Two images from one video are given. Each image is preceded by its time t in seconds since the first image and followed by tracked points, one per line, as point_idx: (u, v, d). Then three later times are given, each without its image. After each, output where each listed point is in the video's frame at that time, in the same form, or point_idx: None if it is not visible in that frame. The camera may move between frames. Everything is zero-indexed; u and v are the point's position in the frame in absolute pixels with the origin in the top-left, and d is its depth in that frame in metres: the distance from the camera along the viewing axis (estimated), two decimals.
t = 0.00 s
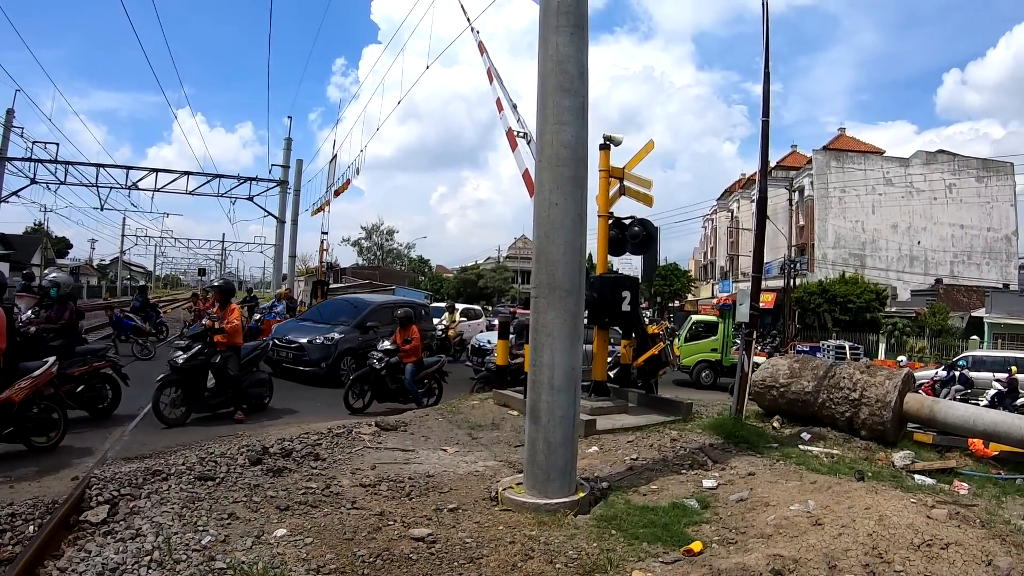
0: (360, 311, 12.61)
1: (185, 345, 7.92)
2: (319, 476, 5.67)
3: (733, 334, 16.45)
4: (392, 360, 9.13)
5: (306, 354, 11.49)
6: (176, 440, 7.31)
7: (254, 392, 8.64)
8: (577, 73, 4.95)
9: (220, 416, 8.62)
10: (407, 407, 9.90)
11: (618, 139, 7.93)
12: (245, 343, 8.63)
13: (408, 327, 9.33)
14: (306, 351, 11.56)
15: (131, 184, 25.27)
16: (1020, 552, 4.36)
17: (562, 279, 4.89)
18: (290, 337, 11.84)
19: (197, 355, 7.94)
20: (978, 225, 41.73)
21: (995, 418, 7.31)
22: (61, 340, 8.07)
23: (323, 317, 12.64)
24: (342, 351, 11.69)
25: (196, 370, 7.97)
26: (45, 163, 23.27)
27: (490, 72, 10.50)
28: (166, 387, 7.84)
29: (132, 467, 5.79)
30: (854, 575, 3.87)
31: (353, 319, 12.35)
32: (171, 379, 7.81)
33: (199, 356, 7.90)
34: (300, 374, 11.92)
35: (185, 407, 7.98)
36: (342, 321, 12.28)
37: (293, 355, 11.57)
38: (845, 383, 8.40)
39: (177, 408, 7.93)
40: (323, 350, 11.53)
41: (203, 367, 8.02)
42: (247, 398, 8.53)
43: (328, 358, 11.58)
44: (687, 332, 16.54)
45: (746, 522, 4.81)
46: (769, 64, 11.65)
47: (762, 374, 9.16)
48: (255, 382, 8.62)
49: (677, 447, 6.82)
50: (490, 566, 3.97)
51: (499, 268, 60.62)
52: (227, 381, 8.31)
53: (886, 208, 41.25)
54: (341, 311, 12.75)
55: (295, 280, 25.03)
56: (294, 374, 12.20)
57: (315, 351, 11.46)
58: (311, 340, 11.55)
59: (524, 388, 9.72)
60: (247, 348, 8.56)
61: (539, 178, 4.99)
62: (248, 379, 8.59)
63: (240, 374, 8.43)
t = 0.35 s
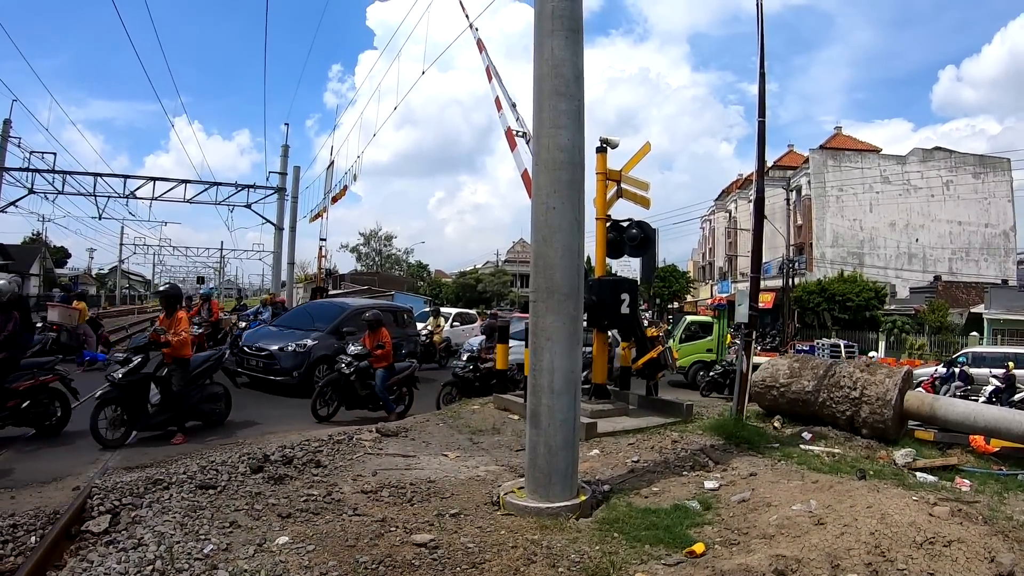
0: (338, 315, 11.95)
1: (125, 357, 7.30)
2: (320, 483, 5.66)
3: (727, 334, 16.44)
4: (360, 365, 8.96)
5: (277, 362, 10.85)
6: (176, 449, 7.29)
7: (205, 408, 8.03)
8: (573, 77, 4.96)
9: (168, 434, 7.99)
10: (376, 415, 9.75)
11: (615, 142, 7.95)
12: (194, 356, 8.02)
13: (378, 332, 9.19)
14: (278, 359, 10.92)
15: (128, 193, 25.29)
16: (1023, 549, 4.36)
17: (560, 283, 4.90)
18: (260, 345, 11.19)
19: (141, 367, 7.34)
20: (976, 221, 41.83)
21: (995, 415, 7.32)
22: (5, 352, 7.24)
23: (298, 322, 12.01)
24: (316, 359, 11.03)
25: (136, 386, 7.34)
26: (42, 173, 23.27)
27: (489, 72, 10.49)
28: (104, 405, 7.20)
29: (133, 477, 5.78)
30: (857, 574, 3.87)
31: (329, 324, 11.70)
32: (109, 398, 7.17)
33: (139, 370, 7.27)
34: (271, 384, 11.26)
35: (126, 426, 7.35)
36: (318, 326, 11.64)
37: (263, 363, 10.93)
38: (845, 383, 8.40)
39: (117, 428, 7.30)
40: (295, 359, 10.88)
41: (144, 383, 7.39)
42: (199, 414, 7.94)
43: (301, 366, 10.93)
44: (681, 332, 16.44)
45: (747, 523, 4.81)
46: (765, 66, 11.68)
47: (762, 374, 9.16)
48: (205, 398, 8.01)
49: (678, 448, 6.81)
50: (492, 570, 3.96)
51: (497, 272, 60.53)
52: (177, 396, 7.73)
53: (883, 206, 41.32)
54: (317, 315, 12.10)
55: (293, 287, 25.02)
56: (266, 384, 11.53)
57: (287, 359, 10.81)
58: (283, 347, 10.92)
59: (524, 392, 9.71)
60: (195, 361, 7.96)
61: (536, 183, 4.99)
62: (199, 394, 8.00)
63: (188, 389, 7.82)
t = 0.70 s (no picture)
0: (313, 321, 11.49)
1: (65, 369, 6.74)
2: (321, 490, 5.65)
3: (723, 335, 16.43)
4: (327, 371, 8.41)
5: (246, 370, 10.40)
6: (178, 457, 7.30)
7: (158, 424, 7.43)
8: (569, 80, 4.96)
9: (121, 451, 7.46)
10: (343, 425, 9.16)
11: (612, 145, 7.96)
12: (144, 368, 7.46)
13: (348, 335, 8.65)
14: (247, 368, 10.48)
15: (127, 202, 25.32)
16: None
17: (560, 286, 4.90)
18: (229, 353, 10.76)
19: (82, 381, 6.76)
20: (974, 219, 41.90)
21: (997, 412, 7.32)
22: None
23: (272, 329, 11.56)
24: (288, 367, 10.56)
25: (78, 400, 6.77)
26: (41, 181, 23.26)
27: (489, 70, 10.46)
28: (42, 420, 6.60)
29: (134, 485, 5.77)
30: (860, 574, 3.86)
31: (303, 331, 11.23)
32: (48, 414, 6.59)
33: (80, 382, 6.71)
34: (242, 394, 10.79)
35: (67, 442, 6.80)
36: (291, 333, 11.19)
37: (231, 372, 10.51)
38: (845, 383, 8.39)
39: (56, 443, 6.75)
40: (266, 367, 10.43)
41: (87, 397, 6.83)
42: (150, 430, 7.35)
43: (272, 375, 10.46)
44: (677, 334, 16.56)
45: (750, 524, 4.80)
46: (761, 67, 11.70)
47: (762, 375, 9.15)
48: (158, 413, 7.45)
49: (679, 451, 6.80)
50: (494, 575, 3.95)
51: (496, 276, 60.52)
52: (125, 410, 7.15)
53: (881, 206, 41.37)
54: (292, 322, 11.64)
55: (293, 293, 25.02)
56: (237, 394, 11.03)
57: (256, 367, 10.36)
58: (253, 355, 10.47)
59: (524, 396, 9.70)
60: (145, 373, 7.39)
61: (534, 187, 4.99)
62: (151, 408, 7.42)
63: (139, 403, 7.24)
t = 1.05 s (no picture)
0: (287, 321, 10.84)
1: (5, 377, 6.15)
2: (322, 492, 5.64)
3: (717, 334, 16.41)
4: (293, 373, 7.96)
5: (214, 375, 9.72)
6: (177, 460, 7.28)
7: (106, 437, 6.92)
8: (566, 81, 4.97)
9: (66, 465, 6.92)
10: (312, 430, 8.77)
11: (610, 145, 7.96)
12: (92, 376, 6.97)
13: (313, 334, 8.23)
14: (216, 372, 9.80)
15: (125, 206, 25.33)
16: None
17: (559, 287, 4.90)
18: (196, 358, 10.01)
19: (24, 390, 6.23)
20: (972, 215, 41.95)
21: (997, 408, 7.31)
22: None
23: (244, 331, 10.87)
24: (259, 371, 9.89)
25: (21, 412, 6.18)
26: (37, 186, 23.24)
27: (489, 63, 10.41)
28: None
29: (134, 489, 5.76)
30: (862, 571, 3.87)
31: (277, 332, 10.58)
32: None
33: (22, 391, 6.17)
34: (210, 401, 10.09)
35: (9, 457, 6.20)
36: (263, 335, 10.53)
37: (199, 377, 9.79)
38: (845, 380, 8.40)
39: None
40: (236, 371, 9.75)
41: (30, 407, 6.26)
42: (98, 443, 6.84)
43: (242, 380, 9.80)
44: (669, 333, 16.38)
45: (751, 522, 4.80)
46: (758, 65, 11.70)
47: (762, 374, 9.15)
48: (108, 425, 6.94)
49: (679, 450, 6.79)
50: None
51: (495, 278, 60.47)
52: (71, 422, 6.63)
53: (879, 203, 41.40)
54: (264, 324, 10.96)
55: (292, 296, 25.00)
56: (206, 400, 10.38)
57: (225, 372, 9.67)
58: (222, 358, 9.79)
59: (524, 397, 9.69)
60: (93, 382, 6.88)
61: (532, 188, 4.99)
62: (99, 419, 6.89)
63: (87, 415, 6.74)
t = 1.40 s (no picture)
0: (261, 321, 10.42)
1: None
2: (321, 493, 5.64)
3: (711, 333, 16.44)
4: (260, 376, 7.69)
5: (182, 378, 9.30)
6: (175, 462, 7.27)
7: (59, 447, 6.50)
8: (564, 80, 4.97)
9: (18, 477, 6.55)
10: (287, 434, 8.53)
11: (607, 144, 7.96)
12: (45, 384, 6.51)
13: (281, 333, 7.93)
14: (184, 376, 9.38)
15: (122, 207, 25.30)
16: None
17: (558, 286, 4.90)
18: (162, 359, 9.60)
19: None
20: (970, 213, 42.02)
21: (997, 405, 7.34)
22: None
23: (215, 331, 10.44)
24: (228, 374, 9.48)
25: None
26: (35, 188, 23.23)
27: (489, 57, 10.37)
28: None
29: (134, 491, 5.76)
30: (861, 568, 3.87)
31: (249, 333, 10.17)
32: None
33: None
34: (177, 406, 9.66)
35: None
36: (234, 336, 10.11)
37: (166, 380, 9.39)
38: (843, 377, 8.41)
39: None
40: (204, 374, 9.34)
41: None
42: (49, 455, 6.43)
43: (211, 384, 9.38)
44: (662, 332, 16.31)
45: (751, 520, 4.81)
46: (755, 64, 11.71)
47: (760, 372, 9.15)
48: (61, 435, 6.52)
49: (679, 449, 6.79)
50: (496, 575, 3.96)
51: (493, 277, 60.51)
52: (19, 434, 6.19)
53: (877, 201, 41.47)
54: (237, 323, 10.53)
55: (290, 297, 24.98)
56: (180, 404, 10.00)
57: (193, 376, 9.27)
58: (190, 360, 9.37)
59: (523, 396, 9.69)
60: (46, 390, 6.44)
61: (531, 187, 4.99)
62: (52, 429, 6.47)
63: (37, 424, 6.33)
